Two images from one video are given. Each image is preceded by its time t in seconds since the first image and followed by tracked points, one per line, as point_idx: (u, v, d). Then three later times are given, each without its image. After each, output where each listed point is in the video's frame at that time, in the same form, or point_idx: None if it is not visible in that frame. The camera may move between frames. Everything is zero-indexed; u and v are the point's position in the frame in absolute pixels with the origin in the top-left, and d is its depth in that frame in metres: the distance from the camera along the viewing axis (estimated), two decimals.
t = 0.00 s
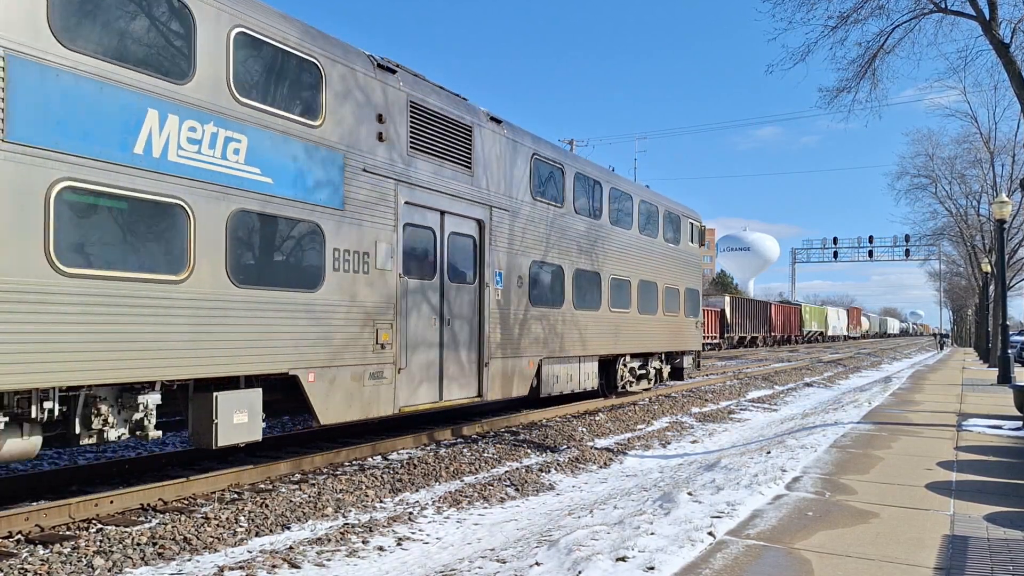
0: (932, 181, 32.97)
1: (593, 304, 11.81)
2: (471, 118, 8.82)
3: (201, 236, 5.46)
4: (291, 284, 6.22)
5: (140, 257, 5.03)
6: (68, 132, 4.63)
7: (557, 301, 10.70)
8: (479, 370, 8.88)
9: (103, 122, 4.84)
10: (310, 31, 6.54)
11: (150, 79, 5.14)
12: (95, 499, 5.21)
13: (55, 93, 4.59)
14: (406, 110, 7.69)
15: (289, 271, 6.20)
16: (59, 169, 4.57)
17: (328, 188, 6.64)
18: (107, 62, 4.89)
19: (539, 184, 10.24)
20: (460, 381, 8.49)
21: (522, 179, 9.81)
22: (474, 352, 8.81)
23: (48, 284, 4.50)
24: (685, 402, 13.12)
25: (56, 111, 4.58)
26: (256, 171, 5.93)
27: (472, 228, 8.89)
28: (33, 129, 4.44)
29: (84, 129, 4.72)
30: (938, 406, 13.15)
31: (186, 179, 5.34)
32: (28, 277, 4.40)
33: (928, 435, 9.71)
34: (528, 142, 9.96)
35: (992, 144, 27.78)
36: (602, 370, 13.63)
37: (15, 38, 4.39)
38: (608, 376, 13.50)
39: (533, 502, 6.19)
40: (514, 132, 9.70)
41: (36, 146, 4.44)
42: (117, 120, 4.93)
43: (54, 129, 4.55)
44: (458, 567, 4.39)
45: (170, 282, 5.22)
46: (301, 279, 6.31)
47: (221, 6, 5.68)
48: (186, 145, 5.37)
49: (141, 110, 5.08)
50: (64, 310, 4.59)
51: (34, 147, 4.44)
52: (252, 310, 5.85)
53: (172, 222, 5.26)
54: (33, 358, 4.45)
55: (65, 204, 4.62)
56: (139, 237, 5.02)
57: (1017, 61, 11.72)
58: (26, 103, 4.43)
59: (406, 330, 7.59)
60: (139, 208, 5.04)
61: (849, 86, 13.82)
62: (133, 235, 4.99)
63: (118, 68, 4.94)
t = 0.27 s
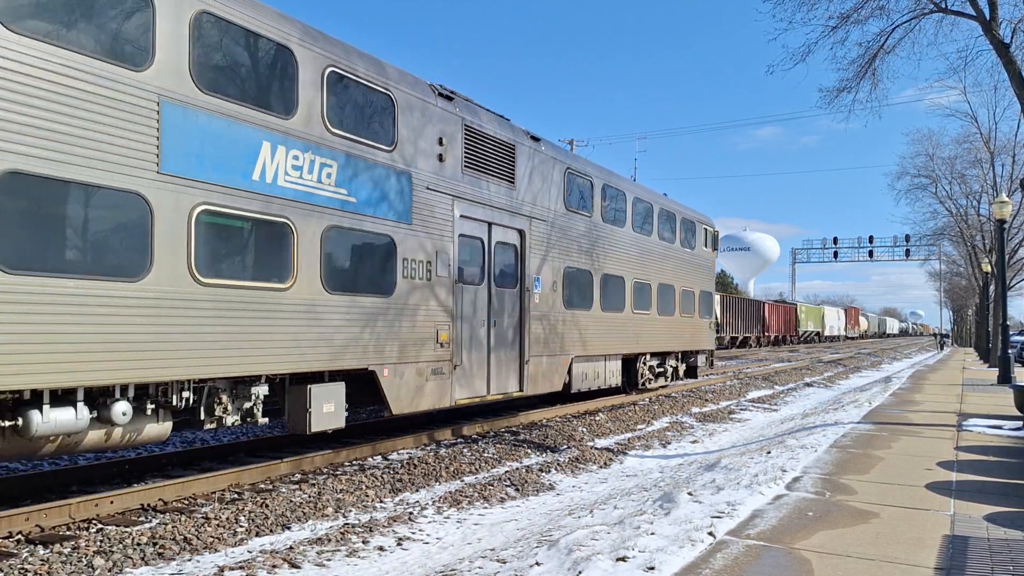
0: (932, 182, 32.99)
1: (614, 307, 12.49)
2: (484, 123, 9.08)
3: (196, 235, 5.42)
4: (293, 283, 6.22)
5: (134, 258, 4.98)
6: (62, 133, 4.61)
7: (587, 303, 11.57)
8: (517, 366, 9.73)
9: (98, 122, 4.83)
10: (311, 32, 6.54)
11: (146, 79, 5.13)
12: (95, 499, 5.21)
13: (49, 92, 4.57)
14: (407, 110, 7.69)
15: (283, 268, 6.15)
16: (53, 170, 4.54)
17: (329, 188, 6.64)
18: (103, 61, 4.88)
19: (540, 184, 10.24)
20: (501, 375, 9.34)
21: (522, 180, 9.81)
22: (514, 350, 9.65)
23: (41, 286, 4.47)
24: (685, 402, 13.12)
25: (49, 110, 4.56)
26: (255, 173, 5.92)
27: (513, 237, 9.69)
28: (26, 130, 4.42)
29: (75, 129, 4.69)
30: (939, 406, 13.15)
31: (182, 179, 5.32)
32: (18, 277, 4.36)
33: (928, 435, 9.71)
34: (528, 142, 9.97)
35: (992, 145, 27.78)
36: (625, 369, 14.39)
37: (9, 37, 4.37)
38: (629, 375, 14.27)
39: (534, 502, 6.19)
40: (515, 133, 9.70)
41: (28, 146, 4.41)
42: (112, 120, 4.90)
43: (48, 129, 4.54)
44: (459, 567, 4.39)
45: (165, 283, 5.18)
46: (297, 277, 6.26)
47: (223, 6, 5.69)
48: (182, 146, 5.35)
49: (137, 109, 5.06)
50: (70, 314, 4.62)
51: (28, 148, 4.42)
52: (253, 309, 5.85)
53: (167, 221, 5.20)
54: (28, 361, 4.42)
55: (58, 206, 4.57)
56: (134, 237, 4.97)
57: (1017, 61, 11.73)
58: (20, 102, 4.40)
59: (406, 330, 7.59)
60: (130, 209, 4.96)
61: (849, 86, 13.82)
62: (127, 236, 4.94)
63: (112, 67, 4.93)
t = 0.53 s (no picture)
0: (932, 181, 33.01)
1: (639, 308, 13.41)
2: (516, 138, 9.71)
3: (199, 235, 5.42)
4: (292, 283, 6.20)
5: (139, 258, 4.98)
6: (64, 134, 4.59)
7: (614, 304, 12.43)
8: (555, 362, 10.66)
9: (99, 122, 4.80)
10: (311, 32, 6.55)
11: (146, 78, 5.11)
12: (96, 499, 5.21)
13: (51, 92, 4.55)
14: (407, 110, 7.69)
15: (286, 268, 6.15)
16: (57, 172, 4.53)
17: (329, 188, 6.64)
18: (102, 61, 4.85)
19: (540, 184, 10.23)
20: (540, 373, 10.27)
21: (522, 180, 9.80)
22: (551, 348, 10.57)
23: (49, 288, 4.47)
24: (685, 402, 13.11)
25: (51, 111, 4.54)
26: (254, 174, 5.91)
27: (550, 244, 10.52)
28: (26, 131, 4.39)
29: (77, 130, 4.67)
30: (939, 406, 13.15)
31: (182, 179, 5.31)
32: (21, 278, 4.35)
33: (928, 435, 9.71)
34: (528, 142, 9.96)
35: (992, 145, 27.79)
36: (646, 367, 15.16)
37: (9, 38, 4.34)
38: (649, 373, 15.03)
39: (534, 502, 6.18)
40: (515, 132, 9.70)
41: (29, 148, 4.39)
42: (112, 120, 4.89)
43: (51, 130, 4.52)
44: (459, 567, 4.39)
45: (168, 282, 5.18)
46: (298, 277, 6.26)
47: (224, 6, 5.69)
48: (181, 145, 5.33)
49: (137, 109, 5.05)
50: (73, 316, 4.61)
51: (29, 149, 4.39)
52: (254, 309, 5.85)
53: (169, 221, 5.19)
54: (31, 363, 4.42)
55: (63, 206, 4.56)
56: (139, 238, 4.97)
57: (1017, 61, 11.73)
58: (20, 102, 4.37)
59: (406, 330, 7.59)
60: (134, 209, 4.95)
61: (849, 86, 13.83)
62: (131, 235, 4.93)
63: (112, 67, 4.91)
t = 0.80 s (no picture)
0: (932, 181, 33.04)
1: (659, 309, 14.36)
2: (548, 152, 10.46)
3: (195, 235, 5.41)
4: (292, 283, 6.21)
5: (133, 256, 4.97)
6: (62, 133, 4.59)
7: (637, 306, 13.34)
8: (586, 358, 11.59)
9: (98, 123, 4.81)
10: (311, 32, 6.55)
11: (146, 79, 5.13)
12: (96, 499, 5.21)
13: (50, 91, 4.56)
14: (407, 110, 7.69)
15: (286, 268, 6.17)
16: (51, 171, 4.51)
17: (330, 188, 6.64)
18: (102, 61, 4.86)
19: (540, 185, 10.23)
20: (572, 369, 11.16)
21: (522, 180, 9.79)
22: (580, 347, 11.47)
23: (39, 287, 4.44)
24: (685, 402, 13.11)
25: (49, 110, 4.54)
26: (253, 174, 5.92)
27: (582, 251, 11.44)
28: (26, 132, 4.41)
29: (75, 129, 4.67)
30: (939, 406, 13.15)
31: (181, 179, 5.31)
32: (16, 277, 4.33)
33: (928, 435, 9.71)
34: (528, 142, 9.95)
35: (992, 145, 27.80)
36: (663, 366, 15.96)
37: (9, 39, 4.35)
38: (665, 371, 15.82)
39: (534, 502, 6.18)
40: (515, 132, 9.70)
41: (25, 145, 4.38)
42: (112, 121, 4.89)
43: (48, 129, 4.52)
44: (459, 567, 4.39)
45: (162, 282, 5.16)
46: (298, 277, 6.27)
47: (224, 5, 5.70)
48: (181, 146, 5.34)
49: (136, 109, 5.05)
50: (74, 316, 4.62)
51: (28, 149, 4.40)
52: (254, 309, 5.85)
53: (165, 221, 5.18)
54: (32, 364, 4.42)
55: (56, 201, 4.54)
56: (130, 235, 4.95)
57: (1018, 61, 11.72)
58: (19, 102, 4.39)
59: (407, 330, 7.59)
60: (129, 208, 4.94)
61: (849, 86, 13.84)
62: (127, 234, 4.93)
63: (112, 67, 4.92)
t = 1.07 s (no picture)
0: (933, 181, 33.05)
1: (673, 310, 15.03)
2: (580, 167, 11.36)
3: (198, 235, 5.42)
4: (293, 283, 6.21)
5: (137, 257, 4.99)
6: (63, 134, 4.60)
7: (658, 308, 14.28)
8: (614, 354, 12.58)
9: (98, 123, 4.82)
10: (312, 32, 6.55)
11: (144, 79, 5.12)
12: (96, 499, 5.21)
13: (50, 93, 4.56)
14: (407, 110, 7.69)
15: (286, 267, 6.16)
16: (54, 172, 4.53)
17: (330, 188, 6.64)
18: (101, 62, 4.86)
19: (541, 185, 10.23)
20: (602, 366, 12.13)
21: (523, 180, 9.80)
22: (609, 347, 12.44)
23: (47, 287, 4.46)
24: (686, 402, 13.11)
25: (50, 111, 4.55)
26: (254, 175, 5.92)
27: (610, 259, 12.38)
28: (25, 133, 4.40)
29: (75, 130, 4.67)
30: (939, 406, 13.14)
31: (182, 180, 5.32)
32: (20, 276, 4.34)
33: (929, 435, 9.71)
34: (528, 142, 9.94)
35: (993, 144, 27.81)
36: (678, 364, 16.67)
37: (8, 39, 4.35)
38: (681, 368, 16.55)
39: (534, 502, 6.18)
40: (516, 132, 9.70)
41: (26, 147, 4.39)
42: (112, 121, 4.89)
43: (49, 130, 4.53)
44: (459, 567, 4.39)
45: (167, 283, 5.19)
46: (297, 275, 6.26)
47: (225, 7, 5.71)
48: (182, 147, 5.35)
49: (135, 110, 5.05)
50: (75, 317, 4.62)
51: (28, 150, 4.41)
52: (254, 310, 5.85)
53: (167, 221, 5.20)
54: (32, 364, 4.41)
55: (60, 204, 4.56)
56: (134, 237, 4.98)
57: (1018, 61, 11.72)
58: (19, 101, 4.38)
59: (407, 330, 7.60)
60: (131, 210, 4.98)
61: (850, 86, 13.86)
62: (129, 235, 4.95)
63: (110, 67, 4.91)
